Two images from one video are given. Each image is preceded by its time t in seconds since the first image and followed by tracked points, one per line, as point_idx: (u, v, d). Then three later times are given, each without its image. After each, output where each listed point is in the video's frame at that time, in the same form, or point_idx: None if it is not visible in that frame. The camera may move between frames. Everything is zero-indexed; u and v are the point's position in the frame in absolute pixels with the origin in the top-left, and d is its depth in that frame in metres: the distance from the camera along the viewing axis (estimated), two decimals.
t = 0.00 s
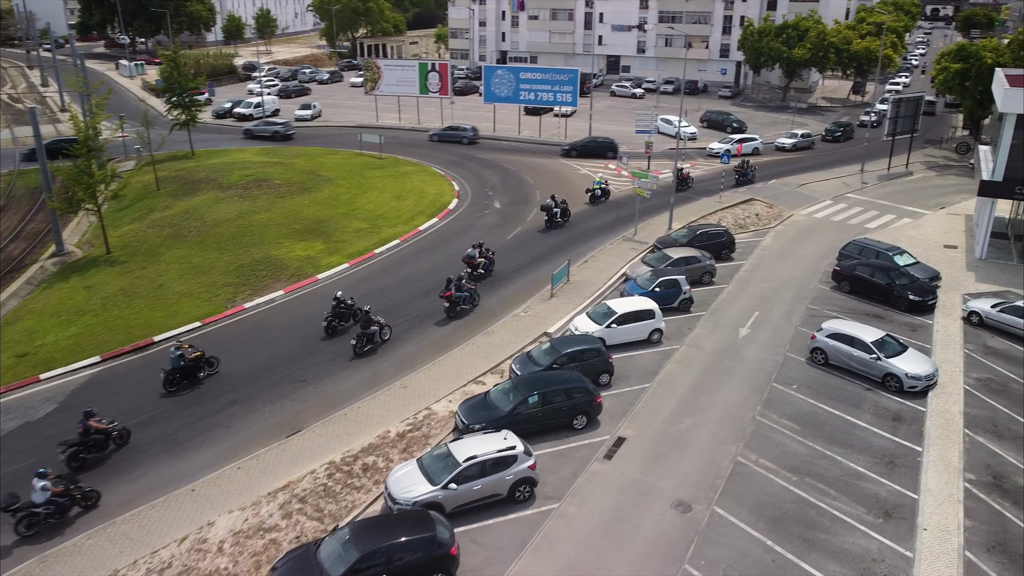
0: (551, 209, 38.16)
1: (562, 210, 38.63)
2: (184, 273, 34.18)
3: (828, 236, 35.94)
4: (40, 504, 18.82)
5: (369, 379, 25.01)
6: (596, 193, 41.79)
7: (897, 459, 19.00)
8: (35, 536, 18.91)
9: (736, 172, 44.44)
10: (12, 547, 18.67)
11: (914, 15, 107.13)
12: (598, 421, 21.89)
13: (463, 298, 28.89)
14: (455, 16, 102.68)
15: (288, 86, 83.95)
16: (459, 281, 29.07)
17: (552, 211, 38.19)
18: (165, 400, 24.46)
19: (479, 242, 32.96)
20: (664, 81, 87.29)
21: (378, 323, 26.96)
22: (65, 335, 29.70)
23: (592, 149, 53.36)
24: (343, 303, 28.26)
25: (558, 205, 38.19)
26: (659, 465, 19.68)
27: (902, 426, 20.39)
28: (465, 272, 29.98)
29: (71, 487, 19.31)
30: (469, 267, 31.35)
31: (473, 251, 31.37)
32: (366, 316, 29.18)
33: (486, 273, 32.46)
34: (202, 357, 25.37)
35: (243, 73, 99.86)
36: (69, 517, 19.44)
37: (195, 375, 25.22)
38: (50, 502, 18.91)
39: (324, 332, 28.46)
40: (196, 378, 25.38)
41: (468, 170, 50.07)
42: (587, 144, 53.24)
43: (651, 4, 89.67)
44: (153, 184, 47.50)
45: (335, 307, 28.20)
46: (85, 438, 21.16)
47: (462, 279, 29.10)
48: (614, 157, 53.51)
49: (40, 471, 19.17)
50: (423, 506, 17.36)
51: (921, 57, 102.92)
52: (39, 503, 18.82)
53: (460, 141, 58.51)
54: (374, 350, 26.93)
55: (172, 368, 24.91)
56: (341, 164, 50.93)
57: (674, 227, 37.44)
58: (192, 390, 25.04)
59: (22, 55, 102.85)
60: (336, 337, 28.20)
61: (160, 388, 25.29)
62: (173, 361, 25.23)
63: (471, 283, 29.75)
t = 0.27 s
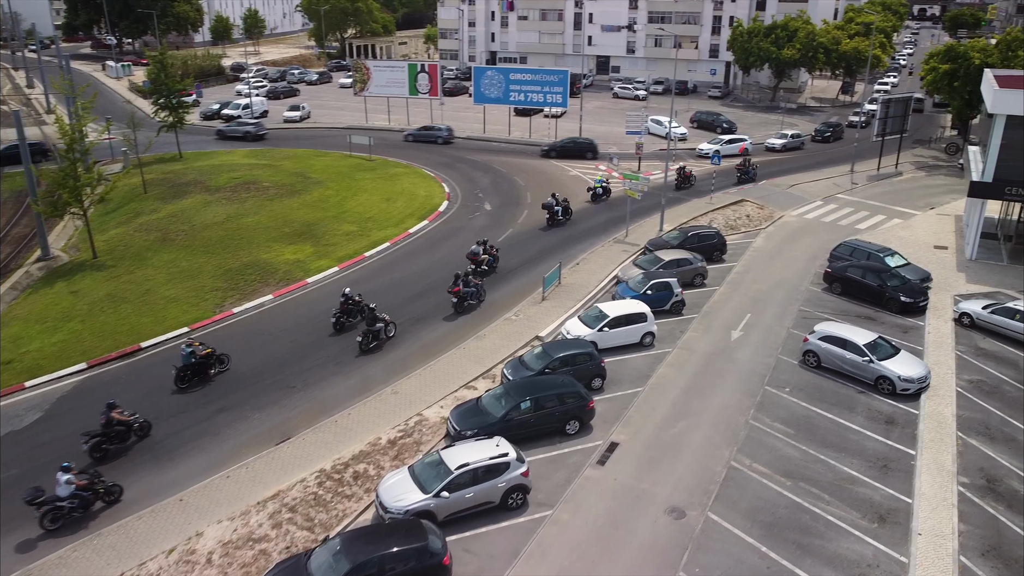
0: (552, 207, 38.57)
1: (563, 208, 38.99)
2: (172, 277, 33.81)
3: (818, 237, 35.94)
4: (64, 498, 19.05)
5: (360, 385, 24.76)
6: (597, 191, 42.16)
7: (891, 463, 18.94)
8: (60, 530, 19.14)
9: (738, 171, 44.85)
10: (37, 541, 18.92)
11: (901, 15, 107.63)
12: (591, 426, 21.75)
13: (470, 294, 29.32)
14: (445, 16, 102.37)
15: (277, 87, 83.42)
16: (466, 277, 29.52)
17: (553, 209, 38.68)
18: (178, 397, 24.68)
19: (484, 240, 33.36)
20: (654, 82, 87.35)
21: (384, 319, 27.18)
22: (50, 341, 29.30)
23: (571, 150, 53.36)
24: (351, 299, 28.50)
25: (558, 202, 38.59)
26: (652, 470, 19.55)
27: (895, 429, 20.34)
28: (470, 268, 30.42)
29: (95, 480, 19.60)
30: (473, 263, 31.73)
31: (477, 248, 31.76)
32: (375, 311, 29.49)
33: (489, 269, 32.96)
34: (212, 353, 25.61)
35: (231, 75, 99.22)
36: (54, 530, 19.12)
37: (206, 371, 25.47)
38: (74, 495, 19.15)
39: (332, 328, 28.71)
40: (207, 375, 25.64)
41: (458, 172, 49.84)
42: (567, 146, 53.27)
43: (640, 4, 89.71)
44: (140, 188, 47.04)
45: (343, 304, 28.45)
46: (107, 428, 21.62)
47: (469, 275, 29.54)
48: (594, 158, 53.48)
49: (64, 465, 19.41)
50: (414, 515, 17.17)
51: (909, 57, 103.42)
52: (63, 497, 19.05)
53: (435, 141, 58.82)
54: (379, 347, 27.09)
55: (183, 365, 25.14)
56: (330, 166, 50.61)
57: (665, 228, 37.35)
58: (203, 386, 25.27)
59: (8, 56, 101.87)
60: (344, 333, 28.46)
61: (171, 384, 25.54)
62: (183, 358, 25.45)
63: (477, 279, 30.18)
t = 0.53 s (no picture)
0: (554, 205, 39.02)
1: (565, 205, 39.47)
2: (158, 283, 33.39)
3: (808, 239, 35.93)
4: (90, 492, 19.19)
5: (349, 392, 24.47)
6: (598, 190, 42.74)
7: (884, 468, 18.86)
8: (85, 524, 19.31)
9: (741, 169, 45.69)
10: (64, 535, 19.10)
11: (888, 15, 108.18)
12: (582, 432, 21.56)
13: (479, 289, 29.88)
14: (433, 17, 101.97)
15: (264, 89, 82.88)
16: (474, 273, 30.13)
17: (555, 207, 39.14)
18: (191, 393, 24.88)
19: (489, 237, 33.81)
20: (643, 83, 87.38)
21: (391, 315, 27.56)
22: (34, 349, 28.85)
23: (547, 151, 53.34)
24: (360, 295, 28.85)
25: (560, 200, 39.09)
26: (645, 477, 19.38)
27: (888, 433, 20.28)
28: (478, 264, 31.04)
29: (120, 474, 19.78)
30: (479, 259, 32.27)
31: (482, 244, 32.25)
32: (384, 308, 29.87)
33: (495, 265, 33.53)
34: (225, 350, 25.79)
35: (218, 76, 98.53)
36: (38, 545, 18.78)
37: (218, 369, 25.63)
38: (100, 489, 19.32)
39: (341, 324, 29.09)
40: (220, 372, 25.84)
41: (447, 175, 49.57)
42: (541, 147, 53.26)
43: (629, 5, 89.69)
44: (125, 191, 46.50)
45: (352, 300, 28.81)
46: (132, 419, 22.04)
47: (477, 271, 30.13)
48: (570, 158, 53.47)
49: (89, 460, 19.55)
50: (405, 526, 16.93)
51: (896, 57, 103.96)
52: (88, 491, 19.19)
53: (407, 141, 58.80)
54: (386, 343, 27.43)
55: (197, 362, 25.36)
56: (318, 169, 50.23)
57: (656, 230, 37.24)
58: (217, 383, 25.48)
59: None
60: (353, 328, 28.84)
61: (185, 380, 25.76)
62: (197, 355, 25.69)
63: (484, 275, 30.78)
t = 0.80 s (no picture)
0: (553, 203, 39.46)
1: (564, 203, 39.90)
2: (141, 288, 32.93)
3: (796, 240, 35.96)
4: (104, 488, 19.33)
5: (336, 399, 24.18)
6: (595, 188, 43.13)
7: (874, 471, 18.83)
8: (101, 521, 19.43)
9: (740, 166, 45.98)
10: (79, 531, 19.21)
11: (872, 15, 108.81)
12: (572, 437, 21.39)
13: (481, 284, 30.37)
14: (419, 17, 101.51)
15: (249, 91, 82.23)
16: (476, 268, 30.62)
17: (554, 205, 39.60)
18: (201, 389, 25.04)
19: (491, 235, 34.22)
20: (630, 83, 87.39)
21: (393, 312, 27.94)
22: (14, 357, 28.36)
23: (520, 151, 53.42)
24: (365, 292, 29.24)
25: (558, 198, 39.49)
26: (636, 482, 19.24)
27: (878, 436, 20.25)
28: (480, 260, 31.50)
29: (135, 470, 19.91)
30: (480, 255, 32.69)
31: (484, 240, 32.64)
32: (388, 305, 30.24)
33: (497, 262, 33.96)
34: (234, 347, 25.93)
35: (202, 78, 97.68)
36: (18, 557, 18.40)
37: (227, 365, 25.78)
38: (114, 485, 19.46)
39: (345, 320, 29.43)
40: (229, 368, 25.99)
41: (434, 176, 49.31)
42: (515, 147, 53.39)
43: (615, 5, 89.70)
44: (108, 195, 45.92)
45: (358, 297, 29.19)
46: (147, 412, 22.28)
47: (480, 267, 30.60)
48: (543, 159, 53.57)
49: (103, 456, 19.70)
50: (393, 536, 16.70)
51: (880, 57, 104.58)
52: (103, 488, 19.32)
53: (378, 142, 58.82)
54: (389, 339, 27.75)
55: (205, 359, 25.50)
56: (304, 171, 49.82)
57: (644, 232, 37.15)
58: (225, 379, 25.62)
59: None
60: (357, 325, 29.22)
61: (194, 377, 25.89)
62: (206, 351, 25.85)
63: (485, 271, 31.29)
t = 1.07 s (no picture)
0: (550, 201, 39.96)
1: (561, 201, 40.47)
2: (123, 293, 32.43)
3: (782, 240, 36.00)
4: (115, 486, 19.46)
5: (321, 406, 23.86)
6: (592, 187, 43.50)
7: (863, 474, 18.79)
8: (112, 517, 19.53)
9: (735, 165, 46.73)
10: (91, 528, 19.30)
11: (854, 15, 109.44)
12: (561, 443, 21.21)
13: (480, 280, 30.92)
14: (403, 18, 101.04)
15: (232, 92, 81.51)
16: (476, 264, 31.15)
17: (552, 203, 40.12)
18: (210, 384, 25.34)
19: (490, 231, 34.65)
20: (615, 83, 87.42)
21: (394, 309, 28.25)
22: None
23: (491, 152, 53.53)
24: (366, 288, 29.46)
25: (555, 196, 40.06)
26: (625, 488, 19.09)
27: (866, 438, 20.22)
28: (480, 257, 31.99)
29: (144, 466, 20.09)
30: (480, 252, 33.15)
31: (484, 237, 33.10)
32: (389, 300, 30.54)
33: (497, 258, 34.41)
34: (241, 342, 26.25)
35: (185, 78, 96.73)
36: None
37: (236, 360, 26.14)
38: (125, 482, 19.61)
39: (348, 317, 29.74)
40: (237, 363, 26.33)
41: (420, 178, 49.00)
42: (486, 148, 53.52)
43: (600, 5, 89.70)
44: (88, 199, 45.27)
45: (359, 293, 29.44)
46: (160, 405, 22.58)
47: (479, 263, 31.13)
48: (515, 159, 53.58)
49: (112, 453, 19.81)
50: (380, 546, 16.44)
51: (862, 57, 105.24)
52: (114, 485, 19.46)
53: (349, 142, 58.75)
54: (390, 335, 28.07)
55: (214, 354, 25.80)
56: (288, 173, 49.37)
57: (630, 234, 37.06)
58: (234, 374, 25.95)
59: None
60: (360, 321, 29.48)
61: (202, 372, 26.18)
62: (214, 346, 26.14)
63: (484, 266, 31.86)
